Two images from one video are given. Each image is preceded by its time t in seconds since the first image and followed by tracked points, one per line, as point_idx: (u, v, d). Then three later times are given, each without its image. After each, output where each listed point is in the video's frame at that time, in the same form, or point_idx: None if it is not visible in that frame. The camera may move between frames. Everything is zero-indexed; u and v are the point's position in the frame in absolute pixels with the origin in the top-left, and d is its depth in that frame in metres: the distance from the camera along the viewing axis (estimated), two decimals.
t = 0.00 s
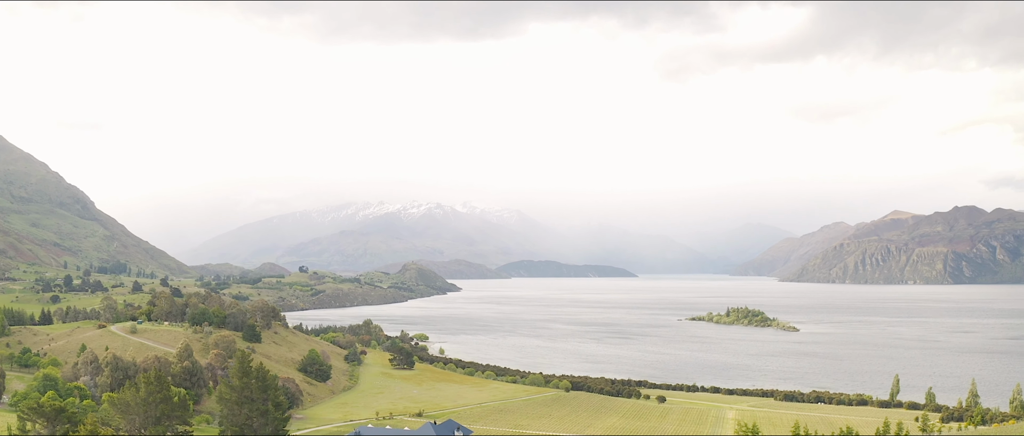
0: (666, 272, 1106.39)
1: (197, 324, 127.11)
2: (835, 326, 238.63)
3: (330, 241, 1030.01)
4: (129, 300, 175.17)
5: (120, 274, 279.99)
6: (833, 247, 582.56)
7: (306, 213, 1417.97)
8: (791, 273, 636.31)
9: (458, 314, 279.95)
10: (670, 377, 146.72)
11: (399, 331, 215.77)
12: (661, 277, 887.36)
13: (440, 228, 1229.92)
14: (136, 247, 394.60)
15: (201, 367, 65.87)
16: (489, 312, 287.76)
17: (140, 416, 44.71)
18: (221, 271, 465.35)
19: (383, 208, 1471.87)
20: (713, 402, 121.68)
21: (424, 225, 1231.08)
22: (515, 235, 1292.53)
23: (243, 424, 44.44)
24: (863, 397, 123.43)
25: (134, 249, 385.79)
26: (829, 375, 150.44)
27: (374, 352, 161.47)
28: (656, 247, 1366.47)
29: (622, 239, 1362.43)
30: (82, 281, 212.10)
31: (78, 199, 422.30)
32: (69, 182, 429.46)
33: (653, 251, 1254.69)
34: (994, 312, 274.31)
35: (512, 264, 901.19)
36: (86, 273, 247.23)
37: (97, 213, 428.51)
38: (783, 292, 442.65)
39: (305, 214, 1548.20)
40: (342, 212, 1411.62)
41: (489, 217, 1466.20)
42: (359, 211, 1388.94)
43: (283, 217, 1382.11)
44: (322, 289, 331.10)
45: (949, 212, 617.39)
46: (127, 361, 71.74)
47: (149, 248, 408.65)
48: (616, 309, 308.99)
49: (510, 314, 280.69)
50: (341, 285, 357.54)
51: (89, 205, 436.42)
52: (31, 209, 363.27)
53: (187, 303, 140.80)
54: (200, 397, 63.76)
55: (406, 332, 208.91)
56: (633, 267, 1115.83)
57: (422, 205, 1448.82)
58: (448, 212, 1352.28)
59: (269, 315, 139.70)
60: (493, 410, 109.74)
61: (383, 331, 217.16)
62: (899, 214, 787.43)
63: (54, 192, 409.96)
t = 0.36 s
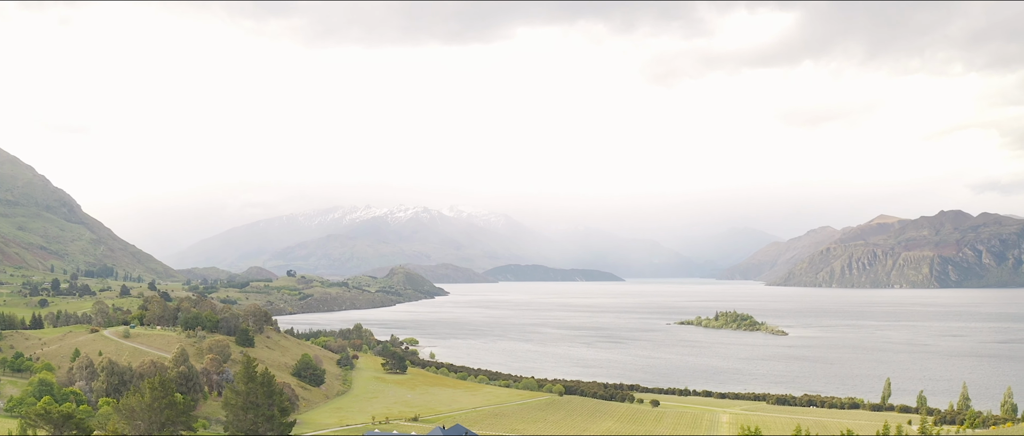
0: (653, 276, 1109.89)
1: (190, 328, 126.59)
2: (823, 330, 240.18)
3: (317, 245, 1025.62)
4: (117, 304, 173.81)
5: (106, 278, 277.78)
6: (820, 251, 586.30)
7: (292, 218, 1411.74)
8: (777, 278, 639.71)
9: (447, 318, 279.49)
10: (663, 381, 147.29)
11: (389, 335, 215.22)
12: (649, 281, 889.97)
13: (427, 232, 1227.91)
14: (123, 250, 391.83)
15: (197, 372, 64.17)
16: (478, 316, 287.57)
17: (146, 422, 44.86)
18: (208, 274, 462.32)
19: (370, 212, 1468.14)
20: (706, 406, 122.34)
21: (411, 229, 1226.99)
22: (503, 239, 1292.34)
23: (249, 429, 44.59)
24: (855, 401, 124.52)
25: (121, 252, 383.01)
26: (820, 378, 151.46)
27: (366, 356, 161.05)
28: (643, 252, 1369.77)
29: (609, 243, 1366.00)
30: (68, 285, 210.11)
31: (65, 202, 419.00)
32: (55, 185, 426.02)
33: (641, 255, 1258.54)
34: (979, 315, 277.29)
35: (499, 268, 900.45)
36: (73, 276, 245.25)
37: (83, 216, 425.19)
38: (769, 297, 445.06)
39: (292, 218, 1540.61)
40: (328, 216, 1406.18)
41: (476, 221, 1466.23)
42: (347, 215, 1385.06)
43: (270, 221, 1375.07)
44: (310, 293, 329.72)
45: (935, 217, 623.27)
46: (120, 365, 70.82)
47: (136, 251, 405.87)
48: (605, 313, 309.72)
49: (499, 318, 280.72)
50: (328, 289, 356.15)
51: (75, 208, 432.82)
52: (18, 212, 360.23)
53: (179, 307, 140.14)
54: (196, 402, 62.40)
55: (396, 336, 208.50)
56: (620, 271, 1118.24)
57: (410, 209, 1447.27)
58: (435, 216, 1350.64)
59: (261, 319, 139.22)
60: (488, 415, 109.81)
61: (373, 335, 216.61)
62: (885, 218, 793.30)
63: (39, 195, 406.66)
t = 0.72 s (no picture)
0: (640, 280, 1113.55)
1: (182, 332, 125.91)
2: (811, 334, 241.97)
3: (304, 249, 1021.42)
4: (105, 308, 172.71)
5: (92, 281, 275.93)
6: (806, 255, 590.70)
7: (278, 222, 1405.00)
8: (763, 282, 643.19)
9: (437, 322, 279.15)
10: (655, 385, 147.97)
11: (378, 339, 214.93)
12: (636, 285, 892.44)
13: (414, 236, 1226.47)
14: (109, 254, 389.34)
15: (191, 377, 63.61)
16: (466, 320, 287.59)
17: (151, 428, 45.30)
18: (194, 278, 459.67)
19: (357, 216, 1464.02)
20: (699, 409, 123.01)
21: (397, 233, 1222.91)
22: (490, 243, 1292.55)
23: None
24: (846, 404, 125.67)
25: (106, 256, 380.53)
26: (811, 382, 152.52)
27: (357, 360, 160.76)
28: (631, 256, 1373.25)
29: (595, 247, 1369.22)
30: (55, 289, 208.70)
31: (51, 205, 416.18)
32: (40, 188, 422.81)
33: (627, 260, 1262.61)
34: (965, 319, 280.17)
35: (486, 272, 900.00)
36: (59, 280, 243.48)
37: (69, 219, 422.15)
38: (755, 301, 447.67)
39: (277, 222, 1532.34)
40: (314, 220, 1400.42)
41: (462, 225, 1466.21)
42: (334, 218, 1381.30)
43: (256, 225, 1368.03)
44: (298, 297, 328.76)
45: (921, 221, 629.41)
46: (116, 368, 71.03)
47: (122, 255, 403.29)
48: (593, 317, 310.70)
49: (488, 322, 280.93)
50: (316, 293, 354.91)
51: (61, 211, 429.70)
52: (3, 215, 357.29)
53: (171, 311, 139.49)
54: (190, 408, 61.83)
55: (385, 340, 208.11)
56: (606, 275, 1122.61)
57: (396, 214, 1445.54)
58: (422, 220, 1348.47)
59: (253, 323, 138.82)
60: (481, 419, 109.99)
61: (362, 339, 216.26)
62: (871, 223, 800.53)
63: (24, 198, 403.57)
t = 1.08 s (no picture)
0: (628, 284, 1116.30)
1: (175, 336, 125.61)
2: (800, 337, 243.29)
3: (292, 252, 1016.38)
4: (95, 311, 171.71)
5: (80, 284, 274.05)
6: (793, 259, 593.91)
7: (265, 225, 1397.20)
8: (751, 285, 645.92)
9: (426, 326, 278.92)
10: (647, 388, 148.74)
11: (368, 343, 214.56)
12: (624, 289, 893.99)
13: (402, 239, 1222.84)
14: (96, 257, 386.59)
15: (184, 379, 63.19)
16: (456, 324, 287.49)
17: (154, 433, 45.68)
18: (181, 282, 456.74)
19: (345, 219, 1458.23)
20: (692, 413, 123.83)
21: (386, 236, 1218.28)
22: (478, 246, 1290.85)
23: None
24: (837, 408, 126.86)
25: (93, 259, 377.73)
26: (802, 386, 153.71)
27: (349, 364, 160.55)
28: (619, 259, 1375.15)
29: (583, 251, 1371.50)
30: (41, 292, 207.04)
31: (38, 208, 412.87)
32: (27, 190, 419.37)
33: (614, 264, 1265.52)
34: (951, 322, 282.68)
35: (474, 275, 898.75)
36: (46, 283, 241.65)
37: (56, 221, 419.01)
38: (743, 304, 449.54)
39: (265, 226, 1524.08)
40: (302, 222, 1394.29)
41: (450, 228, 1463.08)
42: (322, 222, 1375.45)
43: (243, 228, 1359.67)
44: (286, 301, 327.50)
45: (907, 225, 634.96)
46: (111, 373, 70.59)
47: (109, 258, 400.60)
48: (583, 321, 311.17)
49: (478, 326, 280.88)
50: (304, 296, 353.74)
51: (48, 213, 426.23)
52: None
53: (163, 315, 138.99)
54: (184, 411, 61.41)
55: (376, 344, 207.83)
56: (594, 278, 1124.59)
57: (383, 217, 1442.37)
58: (410, 224, 1345.78)
59: (245, 327, 138.51)
60: (476, 423, 110.33)
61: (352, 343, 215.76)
62: (858, 226, 806.74)
63: (11, 200, 400.34)
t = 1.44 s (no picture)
0: (614, 288, 1119.51)
1: (166, 341, 124.92)
2: (787, 341, 245.16)
3: (277, 256, 1010.06)
4: (82, 315, 170.24)
5: (65, 288, 271.47)
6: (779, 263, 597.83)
7: (250, 228, 1387.29)
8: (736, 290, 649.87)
9: (415, 330, 278.57)
10: (638, 392, 149.56)
11: (357, 347, 214.04)
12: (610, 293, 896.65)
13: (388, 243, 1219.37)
14: (80, 260, 383.09)
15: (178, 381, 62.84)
16: (444, 328, 287.39)
17: None
18: (165, 285, 453.19)
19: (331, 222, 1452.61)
20: (684, 417, 124.72)
21: (371, 240, 1212.94)
22: (464, 250, 1289.38)
23: None
24: (828, 411, 128.22)
25: (78, 262, 374.26)
26: (792, 390, 155.05)
27: (339, 368, 160.17)
28: (606, 264, 1377.26)
29: (570, 255, 1374.09)
30: (26, 295, 204.95)
31: (22, 210, 408.42)
32: (10, 193, 414.72)
33: (600, 269, 1268.19)
34: (936, 326, 285.59)
35: (460, 279, 897.61)
36: (32, 286, 239.32)
37: (41, 224, 414.71)
38: (729, 308, 452.00)
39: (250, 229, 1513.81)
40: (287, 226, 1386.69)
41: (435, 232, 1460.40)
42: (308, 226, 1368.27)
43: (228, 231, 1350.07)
44: (273, 305, 325.90)
45: (892, 230, 641.35)
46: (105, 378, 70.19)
47: (93, 261, 397.10)
48: (571, 325, 311.80)
49: (466, 330, 280.96)
50: (291, 300, 352.28)
51: (31, 216, 421.58)
52: None
53: (154, 319, 138.15)
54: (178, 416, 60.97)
55: (364, 348, 207.36)
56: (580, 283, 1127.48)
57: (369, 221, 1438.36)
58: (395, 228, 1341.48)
59: (235, 331, 137.80)
60: (469, 427, 110.61)
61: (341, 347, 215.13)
62: (843, 231, 814.01)
63: None
